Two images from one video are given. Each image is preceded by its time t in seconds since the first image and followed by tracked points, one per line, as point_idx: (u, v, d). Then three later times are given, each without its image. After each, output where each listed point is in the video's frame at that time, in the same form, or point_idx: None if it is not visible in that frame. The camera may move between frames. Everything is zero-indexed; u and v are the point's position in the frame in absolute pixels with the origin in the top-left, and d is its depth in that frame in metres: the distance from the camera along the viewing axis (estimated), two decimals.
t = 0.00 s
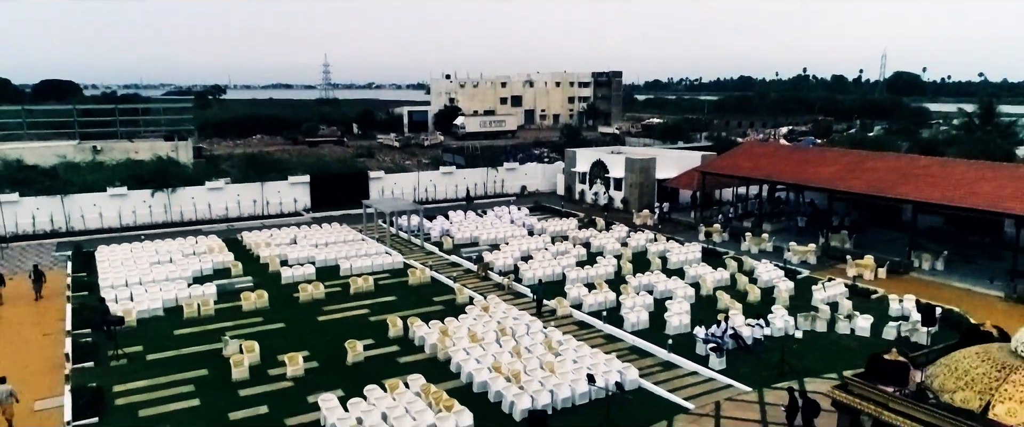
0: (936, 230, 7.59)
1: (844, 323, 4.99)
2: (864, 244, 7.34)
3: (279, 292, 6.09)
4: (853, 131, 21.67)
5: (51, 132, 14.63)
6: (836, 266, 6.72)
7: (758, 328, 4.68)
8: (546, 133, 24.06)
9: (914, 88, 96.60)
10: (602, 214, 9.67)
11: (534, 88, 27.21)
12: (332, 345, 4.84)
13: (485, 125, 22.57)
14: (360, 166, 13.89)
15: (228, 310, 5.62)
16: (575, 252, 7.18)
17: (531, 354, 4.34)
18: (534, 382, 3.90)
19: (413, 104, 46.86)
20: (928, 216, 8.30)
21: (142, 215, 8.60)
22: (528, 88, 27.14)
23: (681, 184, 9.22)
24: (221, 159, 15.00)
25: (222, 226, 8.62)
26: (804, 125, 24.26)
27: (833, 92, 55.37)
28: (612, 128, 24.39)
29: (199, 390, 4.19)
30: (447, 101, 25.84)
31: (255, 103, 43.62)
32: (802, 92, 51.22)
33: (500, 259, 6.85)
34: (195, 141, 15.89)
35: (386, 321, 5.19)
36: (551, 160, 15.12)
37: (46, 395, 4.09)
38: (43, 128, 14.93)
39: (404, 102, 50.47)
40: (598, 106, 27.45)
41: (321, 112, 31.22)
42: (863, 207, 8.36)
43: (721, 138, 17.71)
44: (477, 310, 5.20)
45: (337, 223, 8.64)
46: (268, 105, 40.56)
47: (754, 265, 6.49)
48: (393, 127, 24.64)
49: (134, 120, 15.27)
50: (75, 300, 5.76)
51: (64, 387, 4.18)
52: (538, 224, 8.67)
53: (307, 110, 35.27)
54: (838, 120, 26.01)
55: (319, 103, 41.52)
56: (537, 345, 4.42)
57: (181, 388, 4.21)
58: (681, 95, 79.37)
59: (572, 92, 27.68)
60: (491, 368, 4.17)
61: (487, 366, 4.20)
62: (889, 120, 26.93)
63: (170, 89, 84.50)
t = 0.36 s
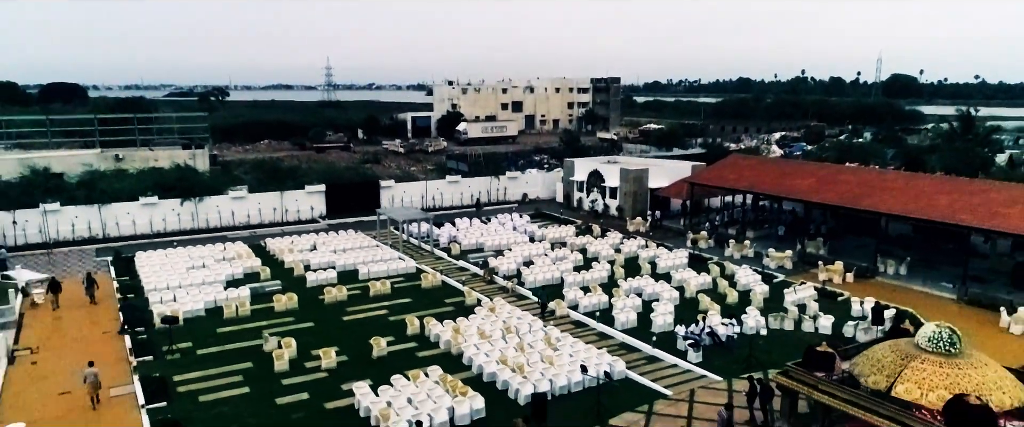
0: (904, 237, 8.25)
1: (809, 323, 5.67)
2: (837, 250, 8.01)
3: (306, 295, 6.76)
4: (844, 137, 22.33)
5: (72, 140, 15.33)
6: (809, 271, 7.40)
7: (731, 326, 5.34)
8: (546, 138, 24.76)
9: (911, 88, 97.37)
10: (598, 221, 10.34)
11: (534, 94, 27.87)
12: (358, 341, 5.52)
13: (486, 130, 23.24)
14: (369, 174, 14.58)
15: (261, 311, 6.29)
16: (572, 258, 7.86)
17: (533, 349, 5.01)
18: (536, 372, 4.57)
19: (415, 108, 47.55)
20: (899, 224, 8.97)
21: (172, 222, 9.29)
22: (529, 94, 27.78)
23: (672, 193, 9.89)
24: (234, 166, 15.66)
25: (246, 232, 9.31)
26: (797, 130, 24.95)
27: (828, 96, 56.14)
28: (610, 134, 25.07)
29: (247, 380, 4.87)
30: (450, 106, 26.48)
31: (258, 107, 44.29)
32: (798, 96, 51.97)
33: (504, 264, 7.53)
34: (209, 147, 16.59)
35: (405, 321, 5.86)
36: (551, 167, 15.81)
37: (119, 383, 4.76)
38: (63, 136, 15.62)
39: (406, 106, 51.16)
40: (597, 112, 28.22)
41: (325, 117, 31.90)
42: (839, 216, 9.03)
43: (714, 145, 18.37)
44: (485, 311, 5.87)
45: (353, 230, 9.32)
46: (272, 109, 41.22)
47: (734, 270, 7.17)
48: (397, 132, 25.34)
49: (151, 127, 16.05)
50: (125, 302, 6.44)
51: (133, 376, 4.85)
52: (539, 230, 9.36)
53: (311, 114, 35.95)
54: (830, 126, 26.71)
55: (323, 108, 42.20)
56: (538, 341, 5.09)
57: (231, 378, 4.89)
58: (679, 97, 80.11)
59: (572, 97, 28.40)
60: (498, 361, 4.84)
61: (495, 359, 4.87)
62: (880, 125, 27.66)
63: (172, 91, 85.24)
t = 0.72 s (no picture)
0: (879, 241, 8.88)
1: (783, 321, 6.29)
2: (816, 253, 8.63)
3: (326, 295, 7.39)
4: (836, 142, 22.98)
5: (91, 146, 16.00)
6: (788, 272, 8.03)
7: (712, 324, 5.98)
8: (546, 142, 25.42)
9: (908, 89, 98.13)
10: (595, 225, 10.97)
11: (534, 98, 28.52)
12: (377, 337, 6.15)
13: (488, 135, 23.89)
14: (376, 179, 15.21)
15: (287, 310, 6.92)
16: (570, 261, 8.50)
17: (534, 343, 5.64)
18: (537, 363, 5.20)
19: (416, 111, 48.23)
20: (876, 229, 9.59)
21: (196, 226, 9.92)
22: (529, 98, 28.46)
23: (664, 199, 10.50)
24: (246, 173, 16.30)
25: (265, 236, 9.94)
26: (791, 135, 25.61)
27: (825, 99, 56.87)
28: (609, 137, 25.71)
29: (282, 370, 5.50)
30: (452, 111, 27.18)
31: (262, 111, 45.01)
32: (795, 99, 52.74)
33: (507, 267, 8.16)
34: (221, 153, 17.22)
35: (419, 319, 6.49)
36: (551, 172, 16.45)
37: (170, 373, 5.39)
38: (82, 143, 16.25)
39: (406, 109, 51.76)
40: (595, 116, 28.88)
41: (330, 121, 32.53)
42: (820, 221, 9.65)
43: (708, 150, 19.01)
44: (491, 309, 6.50)
45: (365, 235, 9.95)
46: (276, 114, 41.91)
47: (719, 271, 7.79)
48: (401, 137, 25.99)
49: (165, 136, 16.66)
50: (163, 302, 7.09)
51: (181, 367, 5.49)
52: (539, 235, 9.98)
53: (315, 118, 36.59)
54: (824, 131, 27.35)
55: (326, 112, 42.85)
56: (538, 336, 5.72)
57: (267, 369, 5.52)
58: (678, 99, 80.73)
59: (571, 102, 29.07)
60: (504, 353, 5.46)
61: (501, 351, 5.49)
62: (872, 130, 28.34)
63: (175, 93, 86.03)
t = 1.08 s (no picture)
0: (856, 244, 9.54)
1: (761, 318, 6.95)
2: (797, 256, 9.29)
3: (344, 295, 8.04)
4: (827, 146, 23.65)
5: (109, 152, 16.67)
6: (769, 273, 8.69)
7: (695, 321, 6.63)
8: (545, 145, 26.07)
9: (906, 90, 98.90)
10: (592, 229, 11.63)
11: (534, 102, 29.19)
12: (393, 332, 6.81)
13: (489, 139, 24.57)
14: (382, 183, 15.87)
15: (309, 308, 7.58)
16: (568, 263, 9.16)
17: (535, 338, 6.30)
18: (537, 356, 5.85)
19: (418, 115, 48.89)
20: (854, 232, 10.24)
21: (218, 230, 10.58)
22: (529, 103, 29.12)
23: (657, 205, 11.15)
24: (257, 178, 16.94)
25: (283, 240, 10.60)
26: (784, 139, 26.28)
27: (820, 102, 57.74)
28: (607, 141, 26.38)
29: (309, 362, 6.16)
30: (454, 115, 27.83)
31: (266, 115, 45.74)
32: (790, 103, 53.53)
33: (510, 268, 8.82)
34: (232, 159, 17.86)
35: (430, 316, 7.15)
36: (550, 176, 17.10)
37: (212, 365, 6.06)
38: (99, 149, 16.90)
39: (408, 113, 52.43)
40: (594, 119, 29.56)
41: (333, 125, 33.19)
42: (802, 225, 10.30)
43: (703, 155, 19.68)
44: (496, 307, 7.16)
45: (376, 238, 10.60)
46: (279, 117, 42.59)
47: (705, 273, 8.46)
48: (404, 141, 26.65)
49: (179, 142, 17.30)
50: (195, 301, 7.75)
51: (220, 360, 6.16)
52: (539, 238, 10.65)
53: (318, 122, 37.24)
54: (816, 135, 28.02)
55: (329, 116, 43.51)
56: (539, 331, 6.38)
57: (297, 359, 6.19)
58: (676, 101, 81.38)
59: (570, 106, 29.73)
60: (508, 347, 6.11)
61: (505, 345, 6.15)
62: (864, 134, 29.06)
63: (178, 94, 86.83)
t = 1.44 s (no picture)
0: (836, 248, 10.17)
1: (743, 317, 7.59)
2: (780, 259, 9.93)
3: (358, 296, 8.68)
4: (820, 150, 24.34)
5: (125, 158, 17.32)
6: (753, 274, 9.35)
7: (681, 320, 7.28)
8: (545, 149, 26.75)
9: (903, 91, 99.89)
10: (589, 233, 12.27)
11: (534, 107, 29.86)
12: (405, 330, 7.45)
13: (490, 143, 25.25)
14: (388, 188, 16.52)
15: (326, 308, 8.22)
16: (566, 265, 9.81)
17: (534, 334, 6.94)
18: (537, 352, 6.48)
19: (420, 118, 49.54)
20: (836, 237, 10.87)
21: (237, 234, 11.21)
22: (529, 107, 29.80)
23: (650, 210, 11.78)
24: (267, 182, 17.57)
25: (297, 244, 11.23)
26: (778, 143, 26.99)
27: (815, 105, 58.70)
28: (605, 145, 27.09)
29: (331, 356, 6.81)
30: (456, 119, 28.31)
31: (269, 119, 46.44)
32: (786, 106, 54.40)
33: (511, 271, 9.47)
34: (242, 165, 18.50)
35: (439, 316, 7.79)
36: (550, 182, 17.77)
37: (244, 359, 6.70)
38: (115, 155, 17.53)
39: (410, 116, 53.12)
40: (592, 124, 30.26)
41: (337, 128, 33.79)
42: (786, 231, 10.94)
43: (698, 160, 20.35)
44: (499, 307, 7.80)
45: (385, 242, 11.24)
46: (283, 121, 43.22)
47: (694, 276, 9.10)
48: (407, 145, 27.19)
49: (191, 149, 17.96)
50: (222, 302, 8.40)
51: (251, 355, 6.80)
52: (539, 242, 11.30)
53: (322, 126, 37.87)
54: (810, 140, 28.73)
55: (331, 121, 44.16)
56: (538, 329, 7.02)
57: (320, 354, 6.83)
58: (675, 103, 82.04)
59: (569, 110, 30.42)
60: (510, 343, 6.75)
61: (507, 341, 6.79)
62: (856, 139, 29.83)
63: (181, 95, 87.61)
